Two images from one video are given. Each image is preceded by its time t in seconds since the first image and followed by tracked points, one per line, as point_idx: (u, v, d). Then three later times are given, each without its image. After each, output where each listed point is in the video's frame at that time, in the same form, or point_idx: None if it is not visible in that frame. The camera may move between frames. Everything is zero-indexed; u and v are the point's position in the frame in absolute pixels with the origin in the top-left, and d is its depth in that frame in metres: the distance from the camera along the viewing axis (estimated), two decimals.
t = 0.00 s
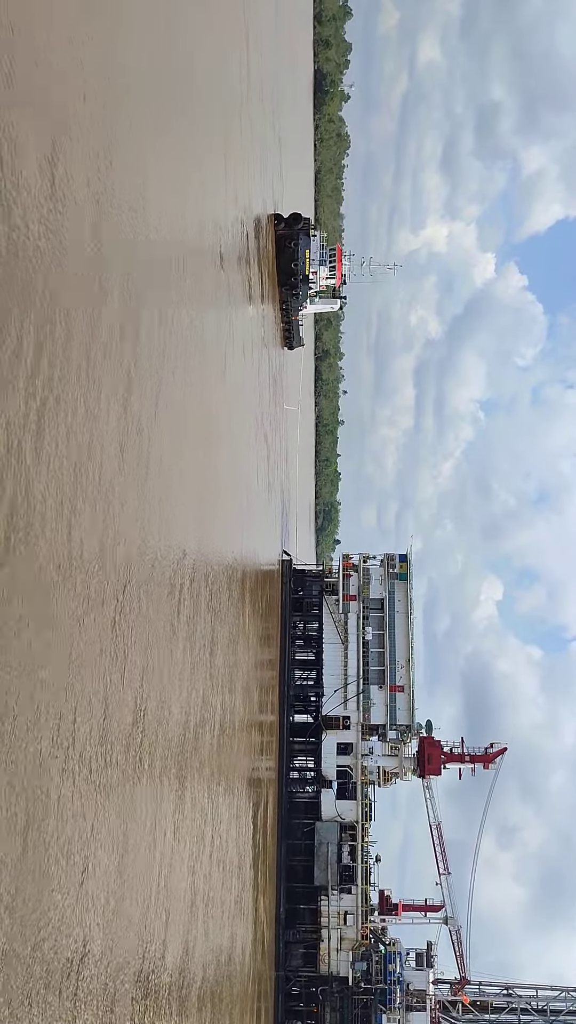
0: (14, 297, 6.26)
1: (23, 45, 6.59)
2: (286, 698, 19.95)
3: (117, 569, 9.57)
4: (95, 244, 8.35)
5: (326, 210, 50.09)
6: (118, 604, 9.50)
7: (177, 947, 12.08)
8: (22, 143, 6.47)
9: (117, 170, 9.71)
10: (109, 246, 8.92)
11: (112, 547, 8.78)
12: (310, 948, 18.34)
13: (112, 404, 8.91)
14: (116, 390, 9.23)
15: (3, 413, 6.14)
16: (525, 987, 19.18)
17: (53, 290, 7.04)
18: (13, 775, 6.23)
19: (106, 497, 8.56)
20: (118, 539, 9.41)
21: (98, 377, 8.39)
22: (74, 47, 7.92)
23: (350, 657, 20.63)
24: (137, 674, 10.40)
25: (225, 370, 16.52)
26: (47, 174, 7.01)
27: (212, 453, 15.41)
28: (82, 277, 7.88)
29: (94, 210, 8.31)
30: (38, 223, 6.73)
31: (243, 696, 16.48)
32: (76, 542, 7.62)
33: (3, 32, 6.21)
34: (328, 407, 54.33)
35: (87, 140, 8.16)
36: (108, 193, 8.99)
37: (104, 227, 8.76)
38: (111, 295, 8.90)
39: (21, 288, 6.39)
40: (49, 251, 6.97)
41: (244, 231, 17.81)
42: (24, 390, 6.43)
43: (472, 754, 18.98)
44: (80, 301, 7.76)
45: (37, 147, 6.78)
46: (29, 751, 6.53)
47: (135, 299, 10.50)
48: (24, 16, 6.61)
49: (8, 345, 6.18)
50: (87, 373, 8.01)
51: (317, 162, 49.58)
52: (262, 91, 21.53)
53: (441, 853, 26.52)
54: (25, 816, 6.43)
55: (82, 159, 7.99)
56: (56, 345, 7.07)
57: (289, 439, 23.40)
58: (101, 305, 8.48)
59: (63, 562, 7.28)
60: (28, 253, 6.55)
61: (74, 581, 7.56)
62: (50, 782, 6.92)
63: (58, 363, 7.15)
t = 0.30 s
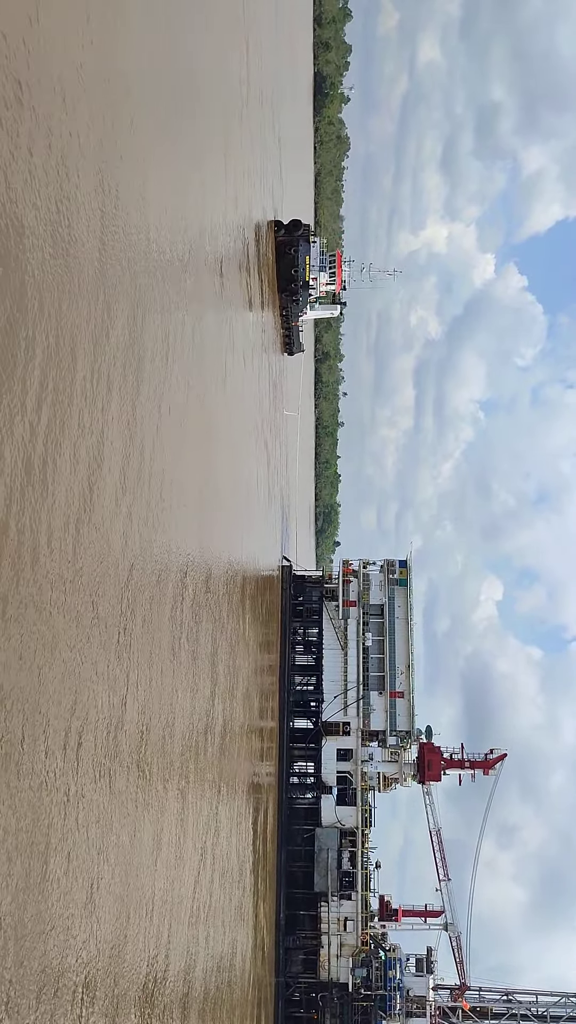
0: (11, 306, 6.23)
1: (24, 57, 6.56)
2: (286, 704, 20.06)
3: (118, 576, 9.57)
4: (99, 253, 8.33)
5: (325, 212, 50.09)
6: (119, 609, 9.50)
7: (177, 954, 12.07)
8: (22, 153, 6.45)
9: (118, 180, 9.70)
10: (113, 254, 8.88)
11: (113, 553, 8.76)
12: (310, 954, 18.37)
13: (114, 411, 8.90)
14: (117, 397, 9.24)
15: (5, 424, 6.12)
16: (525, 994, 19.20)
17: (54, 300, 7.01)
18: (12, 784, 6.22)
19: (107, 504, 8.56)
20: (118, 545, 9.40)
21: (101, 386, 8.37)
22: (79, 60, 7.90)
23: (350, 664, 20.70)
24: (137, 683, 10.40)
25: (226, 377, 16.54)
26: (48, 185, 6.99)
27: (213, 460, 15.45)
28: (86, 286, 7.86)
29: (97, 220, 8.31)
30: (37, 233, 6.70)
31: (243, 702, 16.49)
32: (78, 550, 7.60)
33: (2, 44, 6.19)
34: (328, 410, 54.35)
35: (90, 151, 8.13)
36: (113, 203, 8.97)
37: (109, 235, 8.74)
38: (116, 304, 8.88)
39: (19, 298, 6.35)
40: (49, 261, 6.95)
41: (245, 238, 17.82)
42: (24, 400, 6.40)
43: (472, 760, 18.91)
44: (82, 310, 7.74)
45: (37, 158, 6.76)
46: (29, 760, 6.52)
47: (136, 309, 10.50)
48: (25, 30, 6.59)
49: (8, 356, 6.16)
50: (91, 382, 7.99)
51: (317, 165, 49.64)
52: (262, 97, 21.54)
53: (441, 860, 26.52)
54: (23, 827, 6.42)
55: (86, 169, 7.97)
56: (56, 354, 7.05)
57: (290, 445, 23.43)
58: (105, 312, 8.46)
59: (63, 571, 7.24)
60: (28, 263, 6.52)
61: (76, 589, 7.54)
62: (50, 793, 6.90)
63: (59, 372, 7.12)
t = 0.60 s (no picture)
0: (11, 319, 6.22)
1: (24, 69, 6.55)
2: (288, 713, 20.03)
3: (119, 587, 9.56)
4: (101, 265, 8.31)
5: (326, 217, 50.16)
6: (119, 621, 9.49)
7: (177, 966, 12.04)
8: (22, 166, 6.43)
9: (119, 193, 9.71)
10: (115, 267, 8.88)
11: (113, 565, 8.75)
12: (311, 963, 18.45)
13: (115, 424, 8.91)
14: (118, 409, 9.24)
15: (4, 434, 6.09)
16: (527, 1003, 19.14)
17: (54, 312, 6.98)
18: (11, 800, 6.19)
19: (108, 517, 8.57)
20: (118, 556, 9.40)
21: (102, 398, 8.34)
22: (81, 73, 7.89)
23: (351, 673, 20.71)
24: (138, 694, 10.40)
25: (227, 388, 16.58)
26: (49, 198, 6.99)
27: (213, 470, 15.47)
28: (88, 298, 7.85)
29: (100, 234, 8.32)
30: (36, 245, 6.67)
31: (244, 711, 16.50)
32: (79, 564, 7.61)
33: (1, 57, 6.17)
34: (328, 415, 54.38)
35: (91, 163, 8.11)
36: (115, 214, 8.95)
37: (111, 246, 8.69)
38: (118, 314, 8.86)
39: (19, 309, 6.32)
40: (50, 273, 6.91)
41: (245, 247, 17.86)
42: (22, 413, 6.38)
43: (473, 769, 18.91)
44: (82, 320, 7.69)
45: (38, 171, 6.76)
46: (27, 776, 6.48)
47: (136, 320, 10.49)
48: (25, 43, 6.59)
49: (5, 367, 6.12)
50: (91, 394, 7.97)
51: (318, 170, 49.75)
52: (263, 107, 21.60)
53: (442, 869, 26.49)
54: (23, 840, 6.39)
55: (88, 182, 7.95)
56: (55, 364, 7.02)
57: (290, 453, 23.47)
58: (107, 325, 8.47)
59: (64, 585, 7.24)
60: (27, 272, 6.47)
61: (77, 603, 7.54)
62: (48, 808, 6.86)
63: (58, 383, 7.08)
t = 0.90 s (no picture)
0: (13, 334, 6.22)
1: (24, 78, 6.53)
2: (289, 721, 19.90)
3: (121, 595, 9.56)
4: (104, 274, 8.28)
5: (328, 221, 50.29)
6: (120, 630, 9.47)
7: (179, 974, 12.04)
8: (23, 175, 6.40)
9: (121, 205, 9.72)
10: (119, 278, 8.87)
11: (116, 577, 8.73)
12: (312, 972, 18.35)
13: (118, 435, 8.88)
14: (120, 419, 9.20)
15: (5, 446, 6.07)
16: (527, 1013, 19.14)
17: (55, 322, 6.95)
18: (12, 813, 6.16)
19: (111, 528, 8.54)
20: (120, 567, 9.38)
21: (105, 409, 8.31)
22: (83, 84, 7.90)
23: (352, 682, 20.74)
24: (138, 703, 10.39)
25: (228, 397, 16.60)
26: (52, 210, 6.99)
27: (215, 479, 15.51)
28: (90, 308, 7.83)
29: (103, 247, 8.31)
30: (38, 254, 6.64)
31: (246, 719, 16.51)
32: (81, 576, 7.59)
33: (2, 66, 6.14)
34: (330, 419, 54.45)
35: (93, 173, 8.09)
36: (117, 225, 8.93)
37: (113, 256, 8.68)
38: (120, 323, 8.83)
39: (19, 321, 6.29)
40: (51, 284, 6.90)
41: (247, 256, 17.90)
42: (22, 425, 6.34)
43: (474, 777, 18.94)
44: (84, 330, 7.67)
45: (41, 183, 6.74)
46: (28, 789, 6.45)
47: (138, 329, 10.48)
48: (26, 54, 6.57)
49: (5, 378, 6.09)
50: (93, 405, 7.95)
51: (320, 175, 49.89)
52: (265, 115, 21.64)
53: (443, 879, 26.46)
54: (23, 855, 6.36)
55: (89, 191, 7.92)
56: (57, 375, 6.99)
57: (291, 460, 23.51)
58: (109, 336, 8.46)
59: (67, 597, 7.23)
60: (30, 286, 6.46)
61: (80, 614, 7.54)
62: (49, 820, 6.82)
63: (59, 394, 7.05)
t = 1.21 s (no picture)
0: (13, 349, 6.22)
1: (26, 91, 6.53)
2: (291, 730, 19.92)
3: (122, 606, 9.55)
4: (107, 288, 8.30)
5: (329, 227, 50.38)
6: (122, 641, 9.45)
7: (180, 984, 12.01)
8: (25, 189, 6.40)
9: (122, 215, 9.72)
10: (121, 290, 8.86)
11: (118, 588, 8.71)
12: (314, 982, 18.35)
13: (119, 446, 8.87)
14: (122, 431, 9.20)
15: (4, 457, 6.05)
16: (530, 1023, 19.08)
17: (56, 332, 6.95)
18: (12, 828, 6.13)
19: (112, 540, 8.52)
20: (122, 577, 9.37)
21: (106, 418, 8.30)
22: (86, 97, 7.93)
23: (354, 690, 20.68)
24: (141, 714, 10.41)
25: (231, 408, 16.64)
26: (54, 223, 6.99)
27: (217, 489, 15.53)
28: (92, 318, 7.83)
29: (105, 258, 8.31)
30: (40, 264, 6.65)
31: (248, 728, 16.51)
32: (83, 589, 7.57)
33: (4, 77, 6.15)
34: (332, 424, 54.50)
35: (94, 185, 8.09)
36: (119, 235, 8.93)
37: (115, 268, 8.68)
38: (122, 334, 8.83)
39: (19, 336, 6.30)
40: (53, 297, 6.90)
41: (249, 264, 17.93)
42: (23, 439, 6.36)
43: (476, 785, 18.96)
44: (86, 340, 7.67)
45: (42, 196, 6.75)
46: (27, 800, 6.42)
47: (139, 340, 10.50)
48: (27, 67, 6.57)
49: (3, 388, 6.08)
50: (95, 414, 7.95)
51: (322, 181, 49.98)
52: (267, 125, 21.73)
53: (445, 889, 26.41)
54: (24, 866, 6.33)
55: (90, 203, 7.92)
56: (57, 384, 6.97)
57: (294, 468, 23.56)
58: (111, 348, 8.45)
59: (68, 610, 7.21)
60: (30, 300, 6.47)
61: (81, 626, 7.53)
62: (50, 834, 6.80)
63: (60, 403, 7.05)
